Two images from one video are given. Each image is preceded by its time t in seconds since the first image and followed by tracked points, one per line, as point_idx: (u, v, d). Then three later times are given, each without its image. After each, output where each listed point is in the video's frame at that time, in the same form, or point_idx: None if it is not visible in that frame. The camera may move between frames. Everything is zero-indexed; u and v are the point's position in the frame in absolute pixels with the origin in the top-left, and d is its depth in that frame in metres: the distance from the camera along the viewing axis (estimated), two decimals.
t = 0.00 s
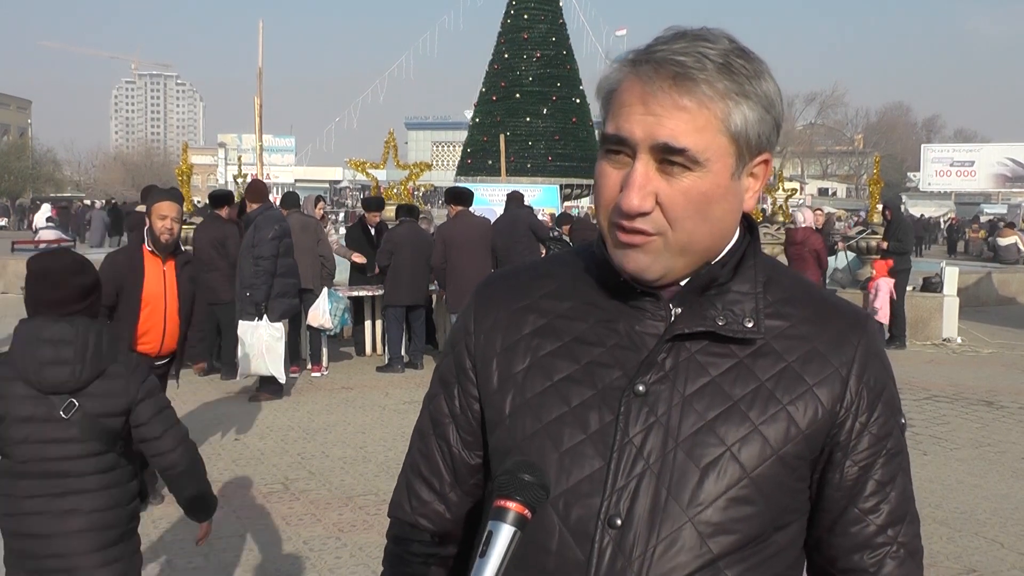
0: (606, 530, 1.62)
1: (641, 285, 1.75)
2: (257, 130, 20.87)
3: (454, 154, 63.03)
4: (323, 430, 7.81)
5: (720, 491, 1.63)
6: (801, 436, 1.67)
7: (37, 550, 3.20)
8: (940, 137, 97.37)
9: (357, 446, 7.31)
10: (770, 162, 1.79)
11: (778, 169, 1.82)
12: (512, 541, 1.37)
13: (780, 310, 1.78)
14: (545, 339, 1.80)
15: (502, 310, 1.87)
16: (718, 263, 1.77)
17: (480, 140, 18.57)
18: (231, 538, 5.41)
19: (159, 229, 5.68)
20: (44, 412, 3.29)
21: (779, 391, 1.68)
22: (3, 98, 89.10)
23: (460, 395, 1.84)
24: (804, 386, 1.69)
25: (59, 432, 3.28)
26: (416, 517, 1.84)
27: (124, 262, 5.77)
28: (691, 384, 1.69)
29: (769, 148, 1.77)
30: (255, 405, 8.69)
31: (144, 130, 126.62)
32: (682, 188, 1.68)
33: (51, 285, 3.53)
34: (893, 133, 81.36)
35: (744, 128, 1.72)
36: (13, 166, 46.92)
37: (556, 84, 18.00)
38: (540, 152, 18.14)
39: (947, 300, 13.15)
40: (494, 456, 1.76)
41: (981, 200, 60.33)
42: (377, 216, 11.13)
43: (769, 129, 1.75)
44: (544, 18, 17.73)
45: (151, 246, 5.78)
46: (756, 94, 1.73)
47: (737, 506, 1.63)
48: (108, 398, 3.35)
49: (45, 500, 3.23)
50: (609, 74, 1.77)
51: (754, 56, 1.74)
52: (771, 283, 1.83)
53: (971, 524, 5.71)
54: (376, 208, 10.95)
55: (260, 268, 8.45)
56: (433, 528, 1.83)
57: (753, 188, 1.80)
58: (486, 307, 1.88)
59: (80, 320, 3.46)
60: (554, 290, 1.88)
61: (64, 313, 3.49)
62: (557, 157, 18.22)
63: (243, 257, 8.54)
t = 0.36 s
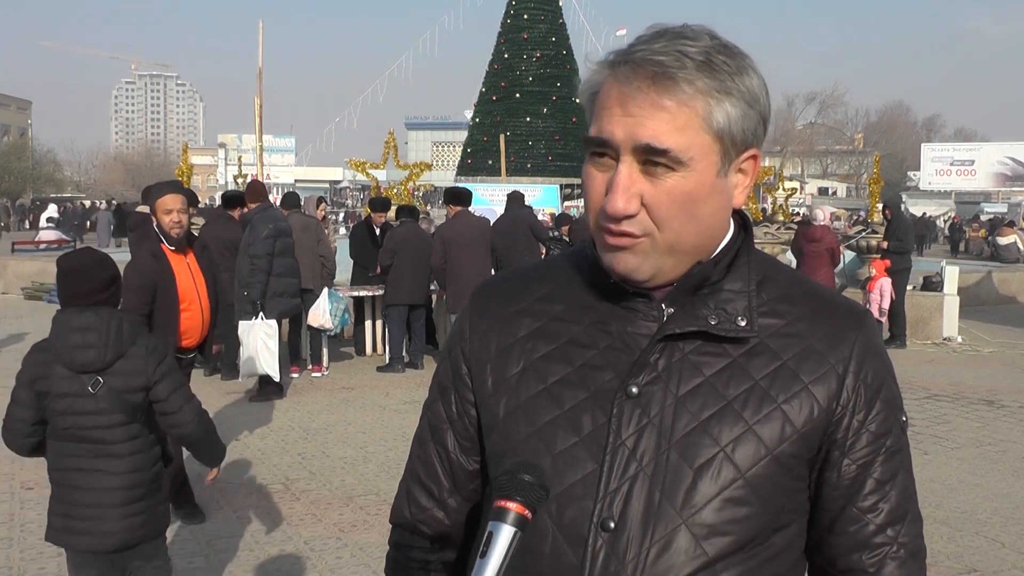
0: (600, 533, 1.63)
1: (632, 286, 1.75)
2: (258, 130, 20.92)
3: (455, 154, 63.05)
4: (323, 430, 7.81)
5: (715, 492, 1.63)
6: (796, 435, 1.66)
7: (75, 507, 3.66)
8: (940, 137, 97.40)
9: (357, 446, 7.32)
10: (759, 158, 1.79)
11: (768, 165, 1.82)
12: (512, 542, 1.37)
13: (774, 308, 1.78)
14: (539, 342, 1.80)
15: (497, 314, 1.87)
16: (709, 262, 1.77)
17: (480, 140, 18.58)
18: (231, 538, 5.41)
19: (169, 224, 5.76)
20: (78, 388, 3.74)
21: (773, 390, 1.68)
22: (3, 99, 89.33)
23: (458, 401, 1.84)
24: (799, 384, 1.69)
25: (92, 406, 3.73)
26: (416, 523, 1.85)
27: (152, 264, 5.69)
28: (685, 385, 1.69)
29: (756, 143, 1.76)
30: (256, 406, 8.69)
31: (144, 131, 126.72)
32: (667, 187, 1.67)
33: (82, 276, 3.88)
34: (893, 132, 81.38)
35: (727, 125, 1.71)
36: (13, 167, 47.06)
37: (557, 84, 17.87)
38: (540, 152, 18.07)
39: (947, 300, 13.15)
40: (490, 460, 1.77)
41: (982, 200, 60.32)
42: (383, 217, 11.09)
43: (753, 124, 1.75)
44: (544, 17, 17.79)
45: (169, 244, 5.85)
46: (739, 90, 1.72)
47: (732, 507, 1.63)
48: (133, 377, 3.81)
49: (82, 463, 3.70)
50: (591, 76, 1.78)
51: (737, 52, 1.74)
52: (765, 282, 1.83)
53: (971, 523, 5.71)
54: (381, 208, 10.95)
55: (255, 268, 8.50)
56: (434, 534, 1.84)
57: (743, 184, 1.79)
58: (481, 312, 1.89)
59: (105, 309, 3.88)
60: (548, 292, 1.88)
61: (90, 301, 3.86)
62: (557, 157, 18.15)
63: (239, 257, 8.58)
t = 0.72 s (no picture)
0: (595, 538, 1.63)
1: (628, 292, 1.75)
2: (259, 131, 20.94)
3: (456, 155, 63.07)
4: (325, 430, 7.82)
5: (711, 498, 1.63)
6: (793, 441, 1.66)
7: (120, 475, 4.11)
8: (941, 137, 97.34)
9: (358, 446, 7.32)
10: (755, 161, 1.78)
11: (764, 168, 1.81)
12: (516, 547, 1.37)
13: (774, 312, 1.77)
14: (537, 347, 1.81)
15: (496, 318, 1.88)
16: (707, 267, 1.77)
17: (481, 140, 18.58)
18: (232, 539, 5.41)
19: (181, 219, 5.64)
20: (129, 373, 4.23)
21: (771, 395, 1.68)
22: (5, 100, 89.40)
23: (457, 405, 1.85)
24: (798, 389, 1.69)
25: (139, 388, 4.22)
26: (417, 526, 1.85)
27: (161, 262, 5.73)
28: (682, 389, 1.69)
29: (751, 146, 1.76)
30: (256, 406, 8.69)
31: (146, 132, 126.85)
32: (658, 196, 1.68)
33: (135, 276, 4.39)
34: (894, 133, 81.35)
35: (719, 129, 1.71)
36: (15, 167, 47.14)
37: (558, 85, 17.87)
38: (541, 152, 18.06)
39: (949, 301, 13.14)
40: (489, 465, 1.77)
41: (983, 201, 60.30)
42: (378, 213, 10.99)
43: (747, 128, 1.75)
44: (544, 18, 17.80)
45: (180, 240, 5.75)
46: (730, 94, 1.72)
47: (728, 513, 1.62)
48: (177, 363, 4.31)
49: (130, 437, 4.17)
50: (582, 85, 1.78)
51: (728, 55, 1.73)
52: (765, 284, 1.83)
53: (972, 524, 5.71)
54: (377, 204, 10.89)
55: (253, 266, 8.53)
56: (434, 538, 1.84)
57: (739, 188, 1.79)
58: (481, 316, 1.90)
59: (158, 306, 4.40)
60: (547, 296, 1.88)
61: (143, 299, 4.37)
62: (558, 157, 18.15)
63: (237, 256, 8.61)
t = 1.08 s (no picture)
0: (598, 542, 1.63)
1: (636, 294, 1.76)
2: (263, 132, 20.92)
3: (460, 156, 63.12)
4: (328, 431, 7.83)
5: (716, 503, 1.63)
6: (800, 448, 1.66)
7: (156, 443, 4.56)
8: (945, 139, 97.21)
9: (362, 447, 7.33)
10: (765, 164, 1.79)
11: (775, 171, 1.81)
12: (519, 547, 1.37)
13: (783, 317, 1.78)
14: (544, 349, 1.81)
15: (503, 320, 1.88)
16: (716, 270, 1.77)
17: (485, 142, 18.57)
18: (235, 540, 5.43)
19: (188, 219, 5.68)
20: (165, 352, 4.59)
21: (778, 400, 1.68)
22: (10, 101, 89.69)
23: (464, 406, 1.85)
24: (806, 395, 1.69)
25: (175, 366, 4.60)
26: (422, 526, 1.86)
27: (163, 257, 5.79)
28: (688, 393, 1.69)
29: (762, 149, 1.77)
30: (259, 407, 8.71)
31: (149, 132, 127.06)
32: (667, 197, 1.68)
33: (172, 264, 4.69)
34: (898, 135, 81.31)
35: (730, 131, 1.71)
36: (20, 168, 47.29)
37: (562, 86, 17.96)
38: (545, 154, 18.03)
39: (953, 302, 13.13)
40: (494, 466, 1.77)
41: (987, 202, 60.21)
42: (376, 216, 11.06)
43: (758, 131, 1.75)
44: (548, 20, 17.84)
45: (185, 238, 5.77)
46: (743, 97, 1.72)
47: (733, 519, 1.63)
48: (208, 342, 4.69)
49: (165, 410, 4.58)
50: (594, 85, 1.79)
51: (741, 57, 1.74)
52: (774, 289, 1.83)
53: (976, 526, 5.71)
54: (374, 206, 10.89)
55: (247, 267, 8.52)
56: (438, 538, 1.85)
57: (749, 192, 1.80)
58: (490, 317, 1.90)
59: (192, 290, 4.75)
60: (554, 299, 1.89)
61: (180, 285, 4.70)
62: (562, 159, 18.08)
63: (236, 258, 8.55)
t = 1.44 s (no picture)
0: (605, 538, 1.64)
1: (642, 294, 1.77)
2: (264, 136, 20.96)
3: (461, 159, 63.18)
4: (328, 435, 7.84)
5: (720, 500, 1.64)
6: (803, 446, 1.67)
7: (169, 423, 4.78)
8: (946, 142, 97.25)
9: (363, 450, 7.34)
10: (769, 166, 1.80)
11: (777, 173, 1.83)
12: (517, 544, 1.38)
13: (785, 316, 1.79)
14: (549, 349, 1.82)
15: (507, 321, 1.89)
16: (719, 271, 1.78)
17: (485, 145, 18.54)
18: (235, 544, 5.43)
19: (215, 231, 5.58)
20: (174, 337, 4.82)
21: (781, 399, 1.69)
22: (12, 105, 89.88)
23: (469, 407, 1.86)
24: (808, 394, 1.70)
25: (185, 350, 4.83)
26: (427, 527, 1.86)
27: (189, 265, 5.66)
28: (692, 392, 1.70)
29: (766, 152, 1.78)
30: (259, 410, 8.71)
31: (150, 137, 127.21)
32: (675, 200, 1.69)
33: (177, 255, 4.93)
34: (899, 138, 81.36)
35: (735, 135, 1.73)
36: (20, 171, 47.33)
37: (562, 90, 18.01)
38: (546, 157, 18.04)
39: (953, 305, 13.14)
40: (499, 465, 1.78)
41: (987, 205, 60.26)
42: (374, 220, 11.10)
43: (762, 134, 1.76)
44: (548, 23, 17.89)
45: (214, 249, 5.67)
46: (748, 101, 1.73)
47: (737, 515, 1.63)
48: (215, 327, 4.91)
49: (175, 392, 4.80)
50: (600, 88, 1.80)
51: (746, 62, 1.75)
52: (776, 289, 1.84)
53: (976, 529, 5.71)
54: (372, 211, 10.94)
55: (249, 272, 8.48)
56: (443, 538, 1.85)
57: (752, 194, 1.81)
58: (494, 318, 1.91)
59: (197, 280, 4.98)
60: (557, 300, 1.90)
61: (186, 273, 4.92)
62: (563, 162, 18.11)
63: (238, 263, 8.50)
